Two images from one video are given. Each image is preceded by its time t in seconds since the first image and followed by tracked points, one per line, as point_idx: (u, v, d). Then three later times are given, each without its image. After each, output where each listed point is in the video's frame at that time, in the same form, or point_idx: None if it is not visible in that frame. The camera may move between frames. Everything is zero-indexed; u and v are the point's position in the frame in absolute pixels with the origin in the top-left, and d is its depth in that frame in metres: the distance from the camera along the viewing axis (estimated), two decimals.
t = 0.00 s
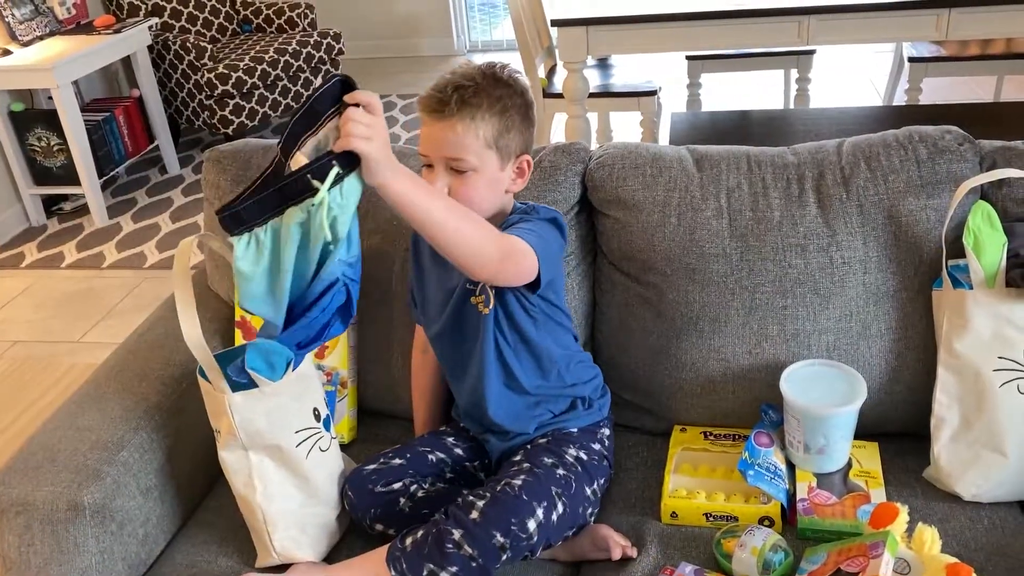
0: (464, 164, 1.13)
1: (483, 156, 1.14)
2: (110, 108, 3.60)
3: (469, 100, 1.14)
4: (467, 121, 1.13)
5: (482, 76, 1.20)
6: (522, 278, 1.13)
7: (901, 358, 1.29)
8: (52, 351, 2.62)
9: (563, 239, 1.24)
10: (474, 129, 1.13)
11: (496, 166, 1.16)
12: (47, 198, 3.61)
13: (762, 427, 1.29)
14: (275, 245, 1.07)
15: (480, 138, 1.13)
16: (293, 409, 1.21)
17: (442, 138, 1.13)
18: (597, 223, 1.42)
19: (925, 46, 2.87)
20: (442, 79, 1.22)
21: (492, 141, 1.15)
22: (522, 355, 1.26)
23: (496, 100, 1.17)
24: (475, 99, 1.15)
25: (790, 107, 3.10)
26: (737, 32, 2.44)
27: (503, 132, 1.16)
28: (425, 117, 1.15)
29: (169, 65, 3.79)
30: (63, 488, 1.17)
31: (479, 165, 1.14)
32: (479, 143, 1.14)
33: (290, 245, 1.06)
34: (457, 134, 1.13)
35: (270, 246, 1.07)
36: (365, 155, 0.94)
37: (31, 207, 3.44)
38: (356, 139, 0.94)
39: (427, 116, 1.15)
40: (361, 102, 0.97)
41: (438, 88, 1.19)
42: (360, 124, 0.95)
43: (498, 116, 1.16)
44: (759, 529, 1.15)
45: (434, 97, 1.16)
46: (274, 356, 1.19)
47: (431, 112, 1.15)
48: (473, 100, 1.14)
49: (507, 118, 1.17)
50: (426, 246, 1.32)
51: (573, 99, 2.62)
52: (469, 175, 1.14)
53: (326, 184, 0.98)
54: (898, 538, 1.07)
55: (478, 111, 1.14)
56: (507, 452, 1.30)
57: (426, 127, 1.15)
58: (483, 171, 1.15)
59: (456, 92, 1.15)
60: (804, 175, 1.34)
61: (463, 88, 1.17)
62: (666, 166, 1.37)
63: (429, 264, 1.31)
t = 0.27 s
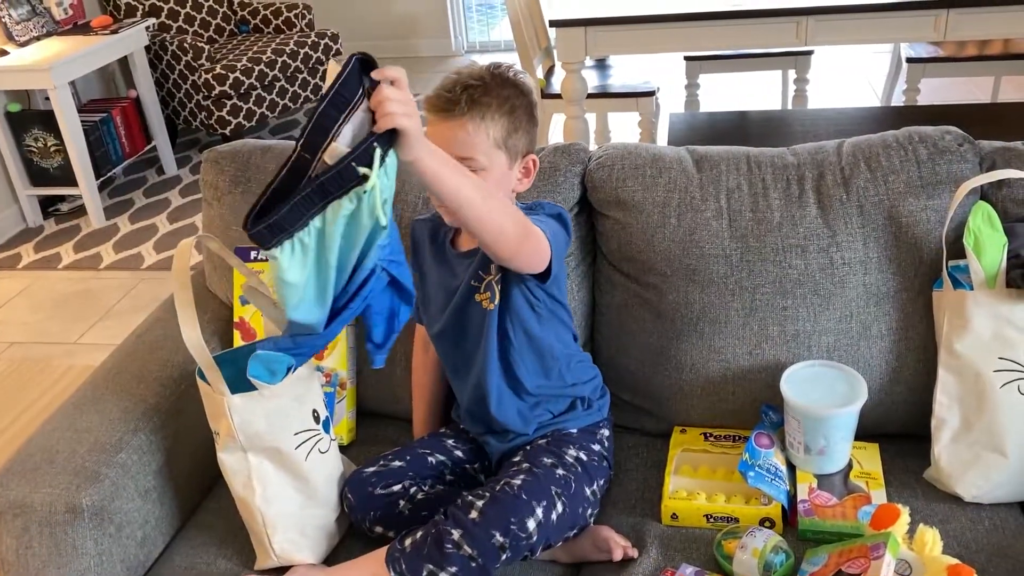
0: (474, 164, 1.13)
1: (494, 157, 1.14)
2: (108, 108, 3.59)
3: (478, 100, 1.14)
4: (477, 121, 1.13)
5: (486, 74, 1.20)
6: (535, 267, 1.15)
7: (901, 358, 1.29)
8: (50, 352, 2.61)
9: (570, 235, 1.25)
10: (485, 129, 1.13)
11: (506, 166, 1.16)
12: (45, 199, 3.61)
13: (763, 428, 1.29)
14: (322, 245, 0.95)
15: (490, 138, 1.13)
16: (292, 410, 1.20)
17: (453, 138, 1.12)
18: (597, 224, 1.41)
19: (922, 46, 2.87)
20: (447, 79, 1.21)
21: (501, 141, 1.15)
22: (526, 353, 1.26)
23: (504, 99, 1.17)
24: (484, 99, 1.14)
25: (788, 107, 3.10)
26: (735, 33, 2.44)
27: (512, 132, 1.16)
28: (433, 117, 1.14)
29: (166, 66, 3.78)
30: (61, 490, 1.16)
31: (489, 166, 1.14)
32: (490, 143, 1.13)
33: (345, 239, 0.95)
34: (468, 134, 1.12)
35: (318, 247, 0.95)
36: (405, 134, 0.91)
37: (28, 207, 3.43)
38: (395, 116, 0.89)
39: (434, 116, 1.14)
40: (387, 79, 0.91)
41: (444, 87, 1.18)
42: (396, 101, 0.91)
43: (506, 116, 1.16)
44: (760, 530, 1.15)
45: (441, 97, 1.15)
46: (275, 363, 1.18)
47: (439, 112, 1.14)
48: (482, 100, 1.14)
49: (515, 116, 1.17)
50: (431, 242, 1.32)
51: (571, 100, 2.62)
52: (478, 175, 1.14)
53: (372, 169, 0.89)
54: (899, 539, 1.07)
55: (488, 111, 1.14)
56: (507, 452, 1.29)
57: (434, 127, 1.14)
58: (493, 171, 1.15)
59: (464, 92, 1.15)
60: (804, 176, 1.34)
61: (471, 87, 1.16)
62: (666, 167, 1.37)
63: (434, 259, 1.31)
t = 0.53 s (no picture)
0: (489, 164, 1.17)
1: (509, 156, 1.18)
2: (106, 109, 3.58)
3: (494, 99, 1.17)
4: (492, 121, 1.16)
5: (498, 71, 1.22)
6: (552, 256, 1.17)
7: (901, 358, 1.29)
8: (47, 353, 2.60)
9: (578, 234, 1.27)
10: (501, 129, 1.17)
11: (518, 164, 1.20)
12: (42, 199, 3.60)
13: (764, 428, 1.29)
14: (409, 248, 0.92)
15: (505, 139, 1.17)
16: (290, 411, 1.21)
17: (471, 137, 1.16)
18: (598, 224, 1.41)
19: (921, 47, 2.88)
20: (455, 78, 1.23)
21: (515, 141, 1.19)
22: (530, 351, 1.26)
23: (519, 97, 1.20)
24: (499, 98, 1.17)
25: (786, 108, 3.10)
26: (734, 33, 2.44)
27: (525, 132, 1.20)
28: (448, 115, 1.16)
29: (164, 67, 3.78)
30: (61, 491, 1.16)
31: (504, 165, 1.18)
32: (504, 143, 1.17)
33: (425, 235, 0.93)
34: (486, 134, 1.16)
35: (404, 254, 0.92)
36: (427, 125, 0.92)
37: (26, 208, 3.42)
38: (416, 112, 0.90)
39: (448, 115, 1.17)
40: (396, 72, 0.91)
41: (457, 86, 1.20)
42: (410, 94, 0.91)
43: (520, 116, 1.19)
44: (761, 531, 1.15)
45: (456, 96, 1.17)
46: (264, 351, 1.29)
47: (455, 112, 1.16)
48: (498, 100, 1.17)
49: (528, 117, 1.20)
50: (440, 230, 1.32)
51: (570, 100, 2.61)
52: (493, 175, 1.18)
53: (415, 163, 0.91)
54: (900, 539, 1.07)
55: (503, 111, 1.17)
56: (507, 451, 1.30)
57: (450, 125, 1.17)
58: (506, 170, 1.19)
59: (480, 91, 1.17)
60: (804, 176, 1.34)
61: (486, 86, 1.19)
62: (667, 167, 1.37)
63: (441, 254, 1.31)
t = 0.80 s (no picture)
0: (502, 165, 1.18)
1: (523, 157, 1.18)
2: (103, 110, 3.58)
3: (509, 102, 1.18)
4: (505, 123, 1.17)
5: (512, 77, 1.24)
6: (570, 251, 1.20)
7: (901, 359, 1.29)
8: (45, 355, 2.60)
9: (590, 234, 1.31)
10: (516, 131, 1.18)
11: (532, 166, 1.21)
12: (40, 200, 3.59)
13: (764, 430, 1.29)
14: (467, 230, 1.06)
15: (518, 140, 1.18)
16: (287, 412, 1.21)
17: (485, 139, 1.17)
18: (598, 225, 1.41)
19: (919, 48, 2.88)
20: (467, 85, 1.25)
21: (529, 143, 1.19)
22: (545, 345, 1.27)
23: (534, 100, 1.21)
24: (514, 102, 1.19)
25: (784, 109, 3.10)
26: (733, 34, 2.44)
27: (539, 134, 1.21)
28: (463, 118, 1.18)
29: (162, 67, 3.77)
30: (60, 493, 1.16)
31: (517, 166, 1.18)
32: (518, 144, 1.18)
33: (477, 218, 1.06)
34: (501, 136, 1.17)
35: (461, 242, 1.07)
36: (441, 131, 1.01)
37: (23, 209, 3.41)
38: (425, 121, 1.00)
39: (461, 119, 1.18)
40: (399, 83, 0.98)
41: (471, 90, 1.22)
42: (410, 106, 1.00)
43: (534, 119, 1.20)
44: (761, 532, 1.15)
45: (471, 100, 1.19)
46: (259, 353, 1.27)
47: (469, 115, 1.18)
48: (513, 104, 1.18)
49: (541, 120, 1.21)
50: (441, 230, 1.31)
51: (568, 101, 2.61)
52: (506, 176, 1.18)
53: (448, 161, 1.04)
54: (900, 541, 1.07)
55: (518, 114, 1.18)
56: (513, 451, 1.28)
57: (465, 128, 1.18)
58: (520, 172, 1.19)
59: (494, 95, 1.19)
60: (804, 177, 1.34)
61: (501, 90, 1.20)
62: (666, 169, 1.37)
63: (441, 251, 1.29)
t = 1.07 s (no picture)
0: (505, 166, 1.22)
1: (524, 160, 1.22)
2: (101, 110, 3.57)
3: (508, 105, 1.22)
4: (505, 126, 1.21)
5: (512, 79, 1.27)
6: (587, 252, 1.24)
7: (899, 360, 1.29)
8: (42, 356, 2.59)
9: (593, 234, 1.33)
10: (515, 134, 1.22)
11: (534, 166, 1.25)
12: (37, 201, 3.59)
13: (762, 431, 1.29)
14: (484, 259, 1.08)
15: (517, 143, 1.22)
16: (283, 413, 1.21)
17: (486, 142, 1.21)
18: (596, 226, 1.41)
19: (917, 49, 2.88)
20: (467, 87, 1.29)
21: (528, 145, 1.24)
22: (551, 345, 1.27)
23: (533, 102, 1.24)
24: (513, 104, 1.22)
25: (782, 110, 3.10)
26: (730, 35, 2.44)
27: (537, 137, 1.25)
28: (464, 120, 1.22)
29: (159, 68, 3.77)
30: (57, 495, 1.15)
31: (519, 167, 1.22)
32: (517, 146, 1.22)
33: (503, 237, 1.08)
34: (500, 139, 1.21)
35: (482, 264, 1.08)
36: (477, 128, 1.02)
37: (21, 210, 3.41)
38: (460, 119, 1.00)
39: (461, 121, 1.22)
40: (427, 93, 1.01)
41: (471, 93, 1.26)
42: (441, 112, 1.01)
43: (532, 121, 1.24)
44: (759, 534, 1.15)
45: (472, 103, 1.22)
46: (257, 354, 1.27)
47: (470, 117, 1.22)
48: (512, 106, 1.22)
49: (540, 122, 1.25)
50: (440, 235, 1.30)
51: (566, 102, 2.61)
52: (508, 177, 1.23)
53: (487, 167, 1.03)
54: (899, 543, 1.07)
55: (517, 117, 1.22)
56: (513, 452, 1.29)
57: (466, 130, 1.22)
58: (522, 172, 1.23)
59: (494, 98, 1.23)
60: (802, 179, 1.34)
61: (500, 92, 1.24)
62: (664, 171, 1.37)
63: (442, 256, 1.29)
